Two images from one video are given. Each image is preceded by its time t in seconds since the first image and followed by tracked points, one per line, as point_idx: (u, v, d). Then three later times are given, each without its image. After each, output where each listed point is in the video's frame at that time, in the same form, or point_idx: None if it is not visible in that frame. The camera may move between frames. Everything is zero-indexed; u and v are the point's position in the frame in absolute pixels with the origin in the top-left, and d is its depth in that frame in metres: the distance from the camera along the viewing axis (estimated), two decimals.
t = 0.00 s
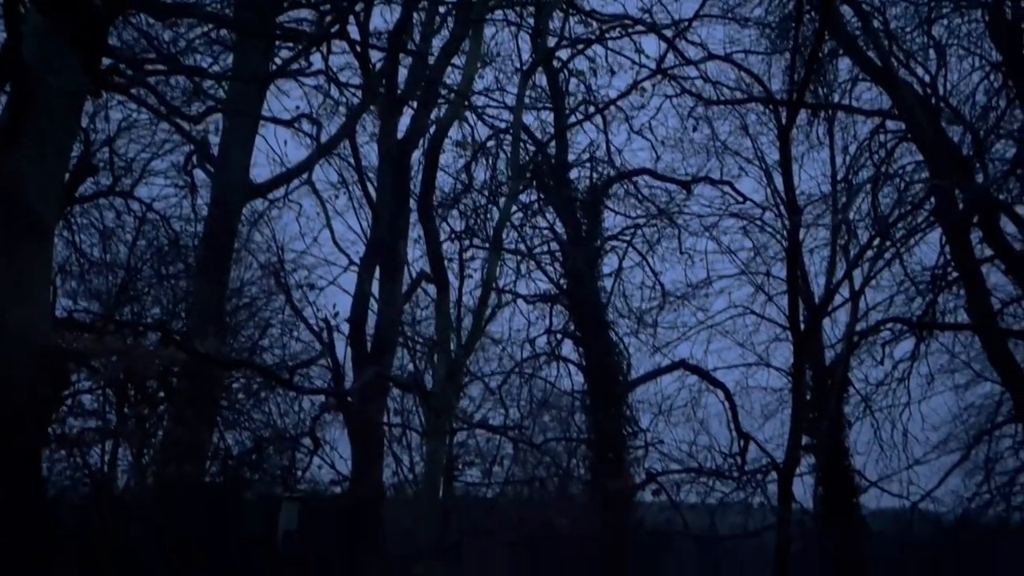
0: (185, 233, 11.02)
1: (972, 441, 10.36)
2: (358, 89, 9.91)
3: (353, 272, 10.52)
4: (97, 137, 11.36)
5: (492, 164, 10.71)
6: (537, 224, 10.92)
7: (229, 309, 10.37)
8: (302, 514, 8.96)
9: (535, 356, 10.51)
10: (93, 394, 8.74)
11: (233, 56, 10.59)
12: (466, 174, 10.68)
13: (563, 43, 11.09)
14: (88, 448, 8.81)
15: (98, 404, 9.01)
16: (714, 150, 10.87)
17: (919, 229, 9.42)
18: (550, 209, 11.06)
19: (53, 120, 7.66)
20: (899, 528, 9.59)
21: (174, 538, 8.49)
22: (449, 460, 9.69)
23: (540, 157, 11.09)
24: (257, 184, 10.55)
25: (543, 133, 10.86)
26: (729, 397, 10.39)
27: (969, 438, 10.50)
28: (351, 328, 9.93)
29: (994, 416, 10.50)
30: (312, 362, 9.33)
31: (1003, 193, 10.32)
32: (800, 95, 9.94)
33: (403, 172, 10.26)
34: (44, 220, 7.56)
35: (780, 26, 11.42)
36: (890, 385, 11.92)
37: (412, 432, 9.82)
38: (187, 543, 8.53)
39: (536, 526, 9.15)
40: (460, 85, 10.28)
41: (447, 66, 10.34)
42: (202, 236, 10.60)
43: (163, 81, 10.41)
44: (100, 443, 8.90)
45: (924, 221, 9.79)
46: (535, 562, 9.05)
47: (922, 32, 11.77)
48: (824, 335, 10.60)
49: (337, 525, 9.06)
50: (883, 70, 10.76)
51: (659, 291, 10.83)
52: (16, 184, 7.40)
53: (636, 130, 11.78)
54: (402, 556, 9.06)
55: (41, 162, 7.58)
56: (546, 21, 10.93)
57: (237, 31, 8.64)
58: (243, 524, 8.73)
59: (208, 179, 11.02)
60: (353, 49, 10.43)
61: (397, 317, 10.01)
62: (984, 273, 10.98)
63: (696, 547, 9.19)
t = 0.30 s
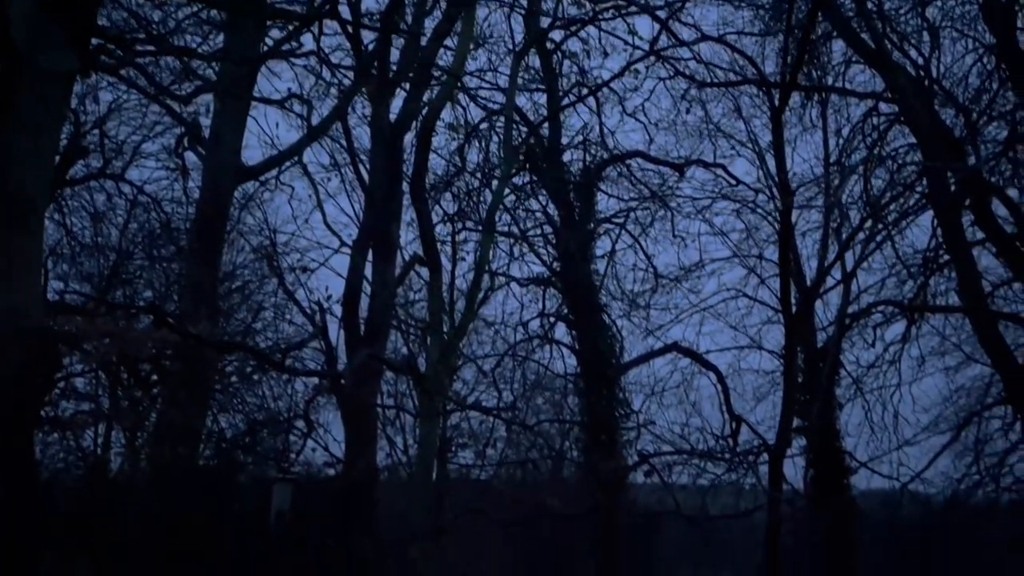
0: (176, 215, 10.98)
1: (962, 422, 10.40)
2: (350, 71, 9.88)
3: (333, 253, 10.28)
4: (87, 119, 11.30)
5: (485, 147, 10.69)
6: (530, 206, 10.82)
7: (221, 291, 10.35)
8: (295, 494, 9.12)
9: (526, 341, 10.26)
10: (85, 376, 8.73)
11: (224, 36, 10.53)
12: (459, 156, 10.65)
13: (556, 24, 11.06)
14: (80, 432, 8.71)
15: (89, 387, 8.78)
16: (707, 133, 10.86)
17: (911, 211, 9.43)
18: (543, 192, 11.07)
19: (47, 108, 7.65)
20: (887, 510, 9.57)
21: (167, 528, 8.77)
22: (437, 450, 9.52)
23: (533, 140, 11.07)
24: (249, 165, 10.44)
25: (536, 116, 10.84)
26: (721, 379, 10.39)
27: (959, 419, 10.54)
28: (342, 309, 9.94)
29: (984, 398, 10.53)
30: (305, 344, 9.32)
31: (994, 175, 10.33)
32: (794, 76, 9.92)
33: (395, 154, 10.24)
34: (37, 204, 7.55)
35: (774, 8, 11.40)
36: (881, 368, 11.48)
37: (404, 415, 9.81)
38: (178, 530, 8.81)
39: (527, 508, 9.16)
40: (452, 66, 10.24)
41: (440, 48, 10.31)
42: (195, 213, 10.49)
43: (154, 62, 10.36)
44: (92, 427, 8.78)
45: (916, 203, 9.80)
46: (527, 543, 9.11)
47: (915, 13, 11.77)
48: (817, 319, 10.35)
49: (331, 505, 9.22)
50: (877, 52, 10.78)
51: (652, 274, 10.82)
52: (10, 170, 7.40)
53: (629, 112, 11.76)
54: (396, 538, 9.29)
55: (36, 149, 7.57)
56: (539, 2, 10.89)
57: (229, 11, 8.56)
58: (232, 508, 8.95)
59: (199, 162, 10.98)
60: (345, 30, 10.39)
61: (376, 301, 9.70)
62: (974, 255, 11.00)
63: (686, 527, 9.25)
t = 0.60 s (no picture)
0: (168, 202, 10.96)
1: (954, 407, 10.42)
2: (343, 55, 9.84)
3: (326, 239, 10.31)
4: (79, 105, 11.26)
5: (478, 132, 10.67)
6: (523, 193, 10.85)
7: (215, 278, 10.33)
8: (289, 481, 9.04)
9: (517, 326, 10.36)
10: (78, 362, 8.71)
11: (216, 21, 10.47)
12: (452, 141, 10.62)
13: (550, 9, 11.02)
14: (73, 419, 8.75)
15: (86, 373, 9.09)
16: (701, 118, 10.84)
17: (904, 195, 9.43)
18: (537, 178, 11.07)
19: (36, 96, 7.63)
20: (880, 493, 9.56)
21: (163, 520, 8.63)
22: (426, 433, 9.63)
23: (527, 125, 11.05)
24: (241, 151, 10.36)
25: (529, 101, 10.81)
26: (715, 364, 10.39)
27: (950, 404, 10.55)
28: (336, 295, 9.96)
29: (976, 383, 10.55)
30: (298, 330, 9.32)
31: (987, 160, 10.33)
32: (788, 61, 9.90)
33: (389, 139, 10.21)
34: (28, 190, 7.55)
35: None
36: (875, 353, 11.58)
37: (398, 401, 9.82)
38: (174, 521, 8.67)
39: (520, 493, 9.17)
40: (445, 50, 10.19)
41: (433, 32, 10.28)
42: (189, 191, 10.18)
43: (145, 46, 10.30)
44: (86, 413, 8.86)
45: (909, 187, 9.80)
46: (522, 528, 9.23)
47: None
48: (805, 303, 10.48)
49: (326, 492, 9.08)
50: (871, 37, 10.76)
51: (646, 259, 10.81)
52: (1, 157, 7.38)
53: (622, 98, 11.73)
54: (388, 522, 9.33)
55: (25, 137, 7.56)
56: None
57: None
58: (227, 497, 8.82)
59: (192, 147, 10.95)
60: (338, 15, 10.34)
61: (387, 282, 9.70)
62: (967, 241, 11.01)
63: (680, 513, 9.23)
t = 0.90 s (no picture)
0: (161, 190, 10.95)
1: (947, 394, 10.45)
2: (337, 42, 9.81)
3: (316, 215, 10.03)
4: (71, 94, 11.23)
5: (473, 120, 10.65)
6: (518, 180, 10.85)
7: (209, 267, 10.33)
8: (285, 469, 9.01)
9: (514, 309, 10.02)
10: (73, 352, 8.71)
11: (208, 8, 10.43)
12: (447, 130, 10.62)
13: None
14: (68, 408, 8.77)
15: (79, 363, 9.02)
16: (695, 105, 10.83)
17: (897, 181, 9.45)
18: (533, 166, 11.05)
19: (26, 86, 7.66)
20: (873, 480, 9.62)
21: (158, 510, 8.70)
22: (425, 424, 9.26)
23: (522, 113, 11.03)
24: (235, 139, 10.34)
25: (525, 88, 10.80)
26: (710, 352, 10.41)
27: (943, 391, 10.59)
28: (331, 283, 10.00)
29: (968, 370, 10.59)
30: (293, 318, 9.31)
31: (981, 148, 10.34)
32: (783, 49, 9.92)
33: (383, 127, 10.20)
34: (19, 178, 7.54)
35: None
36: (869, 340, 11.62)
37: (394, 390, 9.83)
38: (169, 510, 8.74)
39: (516, 479, 9.28)
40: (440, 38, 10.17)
41: (427, 19, 10.25)
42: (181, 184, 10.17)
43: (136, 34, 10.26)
44: (81, 403, 8.85)
45: (902, 174, 9.80)
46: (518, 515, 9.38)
47: None
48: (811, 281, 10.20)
49: (322, 481, 9.01)
50: (866, 24, 10.74)
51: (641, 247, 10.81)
52: None
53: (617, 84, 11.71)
54: (383, 511, 9.01)
55: (16, 125, 7.57)
56: None
57: None
58: (222, 487, 8.82)
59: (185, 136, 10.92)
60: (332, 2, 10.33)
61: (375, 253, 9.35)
62: (960, 229, 11.03)
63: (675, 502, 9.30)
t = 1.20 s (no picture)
0: (155, 182, 10.93)
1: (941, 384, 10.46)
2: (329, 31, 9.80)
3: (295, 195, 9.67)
4: (63, 85, 11.19)
5: (468, 111, 10.65)
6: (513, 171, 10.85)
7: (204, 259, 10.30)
8: (281, 459, 8.93)
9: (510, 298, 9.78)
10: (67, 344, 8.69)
11: None
12: (441, 121, 10.60)
13: None
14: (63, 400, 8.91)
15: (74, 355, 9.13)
16: (690, 96, 10.82)
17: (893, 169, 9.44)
18: (527, 157, 11.06)
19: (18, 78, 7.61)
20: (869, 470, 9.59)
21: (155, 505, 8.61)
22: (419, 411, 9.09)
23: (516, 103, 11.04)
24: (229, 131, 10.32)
25: (519, 79, 10.78)
26: (705, 342, 10.42)
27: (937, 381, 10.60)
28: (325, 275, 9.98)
29: (962, 359, 10.60)
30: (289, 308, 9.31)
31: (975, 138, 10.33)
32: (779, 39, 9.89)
33: (377, 118, 10.18)
34: (12, 168, 7.53)
35: None
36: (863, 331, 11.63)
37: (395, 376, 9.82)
38: (165, 505, 8.65)
39: (511, 470, 9.12)
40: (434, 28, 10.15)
41: (421, 9, 10.24)
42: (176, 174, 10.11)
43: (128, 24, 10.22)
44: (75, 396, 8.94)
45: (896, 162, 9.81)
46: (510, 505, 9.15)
47: None
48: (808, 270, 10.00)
49: (319, 472, 8.97)
50: (861, 14, 10.74)
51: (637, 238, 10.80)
52: None
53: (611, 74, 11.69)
54: (380, 502, 9.13)
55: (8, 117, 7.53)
56: None
57: None
58: (218, 478, 8.73)
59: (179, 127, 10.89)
60: None
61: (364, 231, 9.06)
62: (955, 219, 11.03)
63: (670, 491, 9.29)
